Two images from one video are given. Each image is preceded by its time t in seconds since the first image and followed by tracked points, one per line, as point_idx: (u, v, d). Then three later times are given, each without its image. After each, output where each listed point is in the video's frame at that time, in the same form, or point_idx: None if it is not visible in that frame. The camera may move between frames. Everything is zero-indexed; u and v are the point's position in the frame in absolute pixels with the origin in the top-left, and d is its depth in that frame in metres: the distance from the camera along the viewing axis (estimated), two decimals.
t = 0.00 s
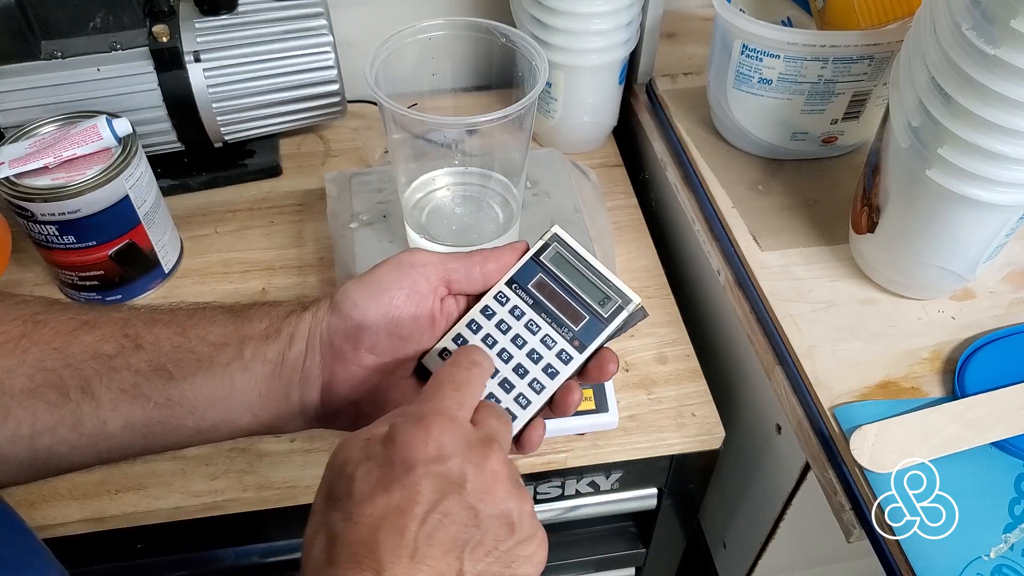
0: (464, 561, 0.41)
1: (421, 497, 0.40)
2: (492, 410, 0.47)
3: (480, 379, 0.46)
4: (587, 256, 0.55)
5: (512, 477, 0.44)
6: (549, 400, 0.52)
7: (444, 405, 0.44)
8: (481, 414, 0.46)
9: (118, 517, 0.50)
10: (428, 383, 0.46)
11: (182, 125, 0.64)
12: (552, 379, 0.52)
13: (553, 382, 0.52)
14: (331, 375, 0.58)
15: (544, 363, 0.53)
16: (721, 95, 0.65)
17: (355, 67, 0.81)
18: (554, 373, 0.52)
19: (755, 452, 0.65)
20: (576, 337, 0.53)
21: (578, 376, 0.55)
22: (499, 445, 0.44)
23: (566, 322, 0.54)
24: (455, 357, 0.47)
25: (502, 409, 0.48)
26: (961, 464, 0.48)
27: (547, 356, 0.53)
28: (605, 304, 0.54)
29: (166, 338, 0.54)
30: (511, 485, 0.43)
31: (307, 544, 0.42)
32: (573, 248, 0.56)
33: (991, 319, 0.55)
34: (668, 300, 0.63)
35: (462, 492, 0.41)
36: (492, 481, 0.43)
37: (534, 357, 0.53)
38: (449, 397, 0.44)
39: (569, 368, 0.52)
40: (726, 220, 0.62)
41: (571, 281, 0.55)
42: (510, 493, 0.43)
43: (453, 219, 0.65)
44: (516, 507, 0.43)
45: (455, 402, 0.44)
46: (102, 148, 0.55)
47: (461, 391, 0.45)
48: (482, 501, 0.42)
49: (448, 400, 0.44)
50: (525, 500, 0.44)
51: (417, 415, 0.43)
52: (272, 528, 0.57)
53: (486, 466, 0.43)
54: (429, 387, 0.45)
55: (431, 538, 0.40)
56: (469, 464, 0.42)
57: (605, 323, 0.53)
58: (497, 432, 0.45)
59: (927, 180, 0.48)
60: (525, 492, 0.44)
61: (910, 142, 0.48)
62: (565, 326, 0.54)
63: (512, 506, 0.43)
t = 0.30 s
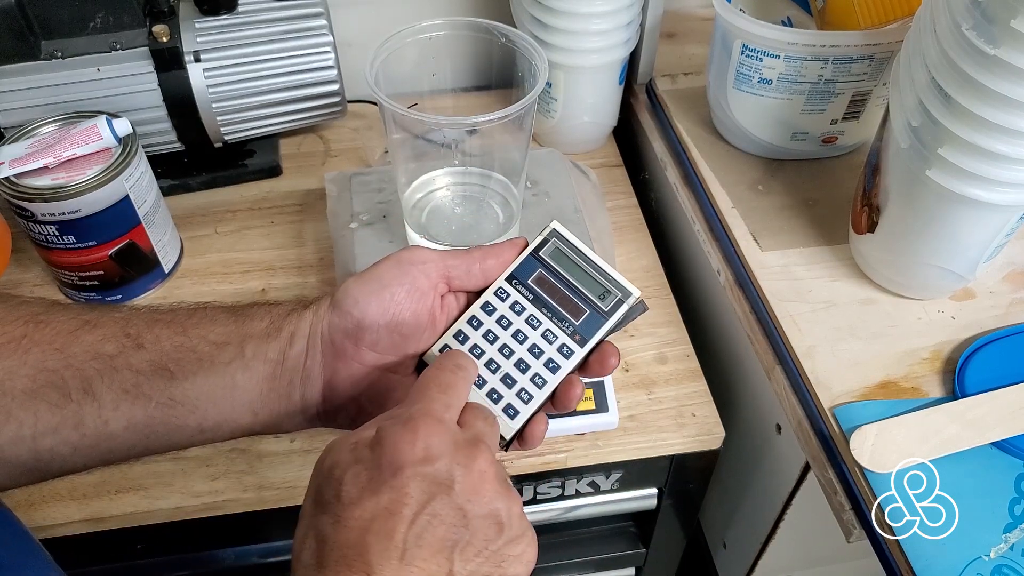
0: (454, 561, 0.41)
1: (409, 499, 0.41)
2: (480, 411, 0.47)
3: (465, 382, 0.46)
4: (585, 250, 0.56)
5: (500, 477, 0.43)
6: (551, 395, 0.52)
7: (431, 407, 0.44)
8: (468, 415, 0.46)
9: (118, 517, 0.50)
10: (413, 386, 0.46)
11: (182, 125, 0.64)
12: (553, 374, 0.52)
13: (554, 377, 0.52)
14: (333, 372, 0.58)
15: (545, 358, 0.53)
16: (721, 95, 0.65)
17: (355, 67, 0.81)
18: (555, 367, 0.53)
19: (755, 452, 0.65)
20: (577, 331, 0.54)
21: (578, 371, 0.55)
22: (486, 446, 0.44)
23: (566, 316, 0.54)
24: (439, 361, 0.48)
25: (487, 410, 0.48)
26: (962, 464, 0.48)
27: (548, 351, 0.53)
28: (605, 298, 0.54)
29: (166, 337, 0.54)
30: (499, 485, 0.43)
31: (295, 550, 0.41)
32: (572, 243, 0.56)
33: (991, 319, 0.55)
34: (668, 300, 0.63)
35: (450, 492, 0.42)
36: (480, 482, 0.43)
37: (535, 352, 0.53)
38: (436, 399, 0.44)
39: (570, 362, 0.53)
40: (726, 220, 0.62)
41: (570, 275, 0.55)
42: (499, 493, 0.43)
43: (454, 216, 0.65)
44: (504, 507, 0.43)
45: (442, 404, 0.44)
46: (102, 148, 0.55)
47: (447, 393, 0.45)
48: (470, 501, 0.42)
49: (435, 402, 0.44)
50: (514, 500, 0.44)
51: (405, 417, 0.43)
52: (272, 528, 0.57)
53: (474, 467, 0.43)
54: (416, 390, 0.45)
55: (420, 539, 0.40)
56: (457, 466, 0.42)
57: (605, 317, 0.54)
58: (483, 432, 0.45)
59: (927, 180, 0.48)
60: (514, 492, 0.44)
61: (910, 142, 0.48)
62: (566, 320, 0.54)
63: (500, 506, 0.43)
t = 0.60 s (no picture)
0: (449, 557, 0.41)
1: (405, 494, 0.41)
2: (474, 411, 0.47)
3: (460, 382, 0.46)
4: (583, 254, 0.55)
5: (495, 473, 0.44)
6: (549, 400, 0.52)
7: (426, 405, 0.44)
8: (462, 415, 0.46)
9: (118, 517, 0.50)
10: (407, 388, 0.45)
11: (182, 125, 0.64)
12: (552, 378, 0.52)
13: (553, 381, 0.52)
14: (332, 374, 0.58)
15: (544, 362, 0.53)
16: (721, 95, 0.65)
17: (355, 67, 0.81)
18: (553, 372, 0.52)
19: (755, 452, 0.65)
20: (575, 336, 0.53)
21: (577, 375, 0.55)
22: (480, 442, 0.44)
23: (564, 321, 0.54)
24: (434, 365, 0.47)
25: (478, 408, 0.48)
26: (962, 464, 0.48)
27: (546, 355, 0.53)
28: (604, 302, 0.54)
29: (163, 341, 0.54)
30: (493, 480, 0.43)
31: (294, 552, 0.42)
32: (571, 247, 0.56)
33: (991, 319, 0.55)
34: (668, 300, 0.63)
35: (445, 487, 0.42)
36: (474, 477, 0.43)
37: (534, 357, 0.53)
38: (431, 398, 0.44)
39: (569, 367, 0.52)
40: (726, 220, 0.62)
41: (568, 280, 0.55)
42: (493, 488, 0.43)
43: (453, 218, 0.65)
44: (499, 502, 0.43)
45: (437, 402, 0.44)
46: (102, 148, 0.55)
47: (442, 392, 0.44)
48: (464, 496, 0.42)
49: (429, 401, 0.44)
50: (509, 496, 0.44)
51: (399, 415, 0.43)
52: (272, 528, 0.57)
53: (468, 461, 0.43)
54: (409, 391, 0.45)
55: (417, 534, 0.40)
56: (452, 463, 0.42)
57: (604, 321, 0.53)
58: (477, 430, 0.45)
59: (927, 180, 0.48)
60: (508, 487, 0.44)
61: (910, 142, 0.48)
62: (564, 325, 0.54)
63: (495, 500, 0.43)
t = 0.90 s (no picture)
0: (439, 542, 0.41)
1: (392, 480, 0.41)
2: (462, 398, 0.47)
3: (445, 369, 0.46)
4: (585, 256, 0.55)
5: (481, 457, 0.44)
6: (550, 404, 0.52)
7: (411, 392, 0.44)
8: (449, 403, 0.47)
9: (118, 517, 0.50)
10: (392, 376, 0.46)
11: (182, 125, 0.64)
12: (553, 382, 0.52)
13: (554, 386, 0.52)
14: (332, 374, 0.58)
15: (545, 366, 0.52)
16: (722, 95, 0.65)
17: (355, 67, 0.81)
18: (555, 376, 0.52)
19: (755, 452, 0.65)
20: (577, 339, 0.53)
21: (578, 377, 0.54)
22: (466, 428, 0.44)
23: (566, 324, 0.54)
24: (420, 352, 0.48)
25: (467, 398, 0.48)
26: (962, 464, 0.48)
27: (548, 359, 0.53)
28: (606, 305, 0.53)
29: (162, 343, 0.54)
30: (480, 465, 0.44)
31: (283, 544, 0.42)
32: (572, 249, 0.55)
33: (991, 319, 0.55)
34: (669, 300, 0.63)
35: (433, 473, 0.42)
36: (461, 462, 0.43)
37: (535, 360, 0.53)
38: (416, 386, 0.44)
39: (570, 370, 0.52)
40: (726, 220, 0.62)
41: (570, 282, 0.54)
42: (480, 473, 0.43)
43: (453, 219, 0.65)
44: (486, 486, 0.43)
45: (423, 391, 0.44)
46: (102, 148, 0.55)
47: (425, 380, 0.45)
48: (452, 481, 0.42)
49: (414, 389, 0.44)
50: (496, 480, 0.44)
51: (385, 403, 0.43)
52: (273, 528, 0.57)
53: (454, 447, 0.43)
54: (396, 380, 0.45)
55: (405, 520, 0.40)
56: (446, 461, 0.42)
57: (606, 324, 0.53)
58: (463, 417, 0.46)
59: (927, 180, 0.48)
60: (496, 472, 0.44)
61: (910, 142, 0.48)
62: (566, 328, 0.54)
63: (482, 485, 0.43)
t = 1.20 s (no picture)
0: (467, 539, 0.42)
1: (426, 473, 0.41)
2: (501, 392, 0.47)
3: (485, 362, 0.46)
4: (581, 262, 0.55)
5: (517, 456, 0.44)
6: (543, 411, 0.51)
7: (450, 382, 0.44)
8: (487, 396, 0.46)
9: (118, 517, 0.50)
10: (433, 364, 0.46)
11: (182, 125, 0.64)
12: (546, 390, 0.51)
13: (547, 393, 0.51)
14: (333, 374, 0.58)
15: (538, 372, 0.52)
16: (722, 95, 0.65)
17: (355, 67, 0.81)
18: (548, 383, 0.51)
19: (755, 452, 0.65)
20: (571, 346, 0.53)
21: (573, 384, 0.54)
22: (503, 425, 0.44)
23: (561, 330, 0.53)
24: (461, 338, 0.47)
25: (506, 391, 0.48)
26: (962, 464, 0.48)
27: (541, 365, 0.52)
28: (600, 311, 0.53)
29: (154, 347, 0.54)
30: (516, 463, 0.43)
31: (310, 521, 0.42)
32: (568, 254, 0.55)
33: (991, 318, 0.55)
34: (669, 300, 0.63)
35: (466, 468, 0.42)
36: (496, 459, 0.43)
37: (528, 367, 0.52)
38: (456, 375, 0.44)
39: (563, 377, 0.51)
40: (726, 220, 0.62)
41: (564, 287, 0.54)
42: (514, 472, 0.43)
43: (453, 219, 0.65)
44: (519, 487, 0.43)
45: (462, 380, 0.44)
46: (102, 148, 0.55)
47: (467, 370, 0.45)
48: (485, 479, 0.42)
49: (454, 378, 0.44)
50: (530, 480, 0.44)
51: (424, 391, 0.43)
52: (273, 528, 0.57)
53: (490, 444, 0.43)
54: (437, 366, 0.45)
55: (434, 515, 0.40)
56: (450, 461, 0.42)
57: (600, 331, 0.53)
58: (502, 413, 0.46)
59: (927, 180, 0.48)
60: (530, 473, 0.44)
61: (910, 142, 0.48)
62: (560, 335, 0.53)
63: (515, 486, 0.43)
